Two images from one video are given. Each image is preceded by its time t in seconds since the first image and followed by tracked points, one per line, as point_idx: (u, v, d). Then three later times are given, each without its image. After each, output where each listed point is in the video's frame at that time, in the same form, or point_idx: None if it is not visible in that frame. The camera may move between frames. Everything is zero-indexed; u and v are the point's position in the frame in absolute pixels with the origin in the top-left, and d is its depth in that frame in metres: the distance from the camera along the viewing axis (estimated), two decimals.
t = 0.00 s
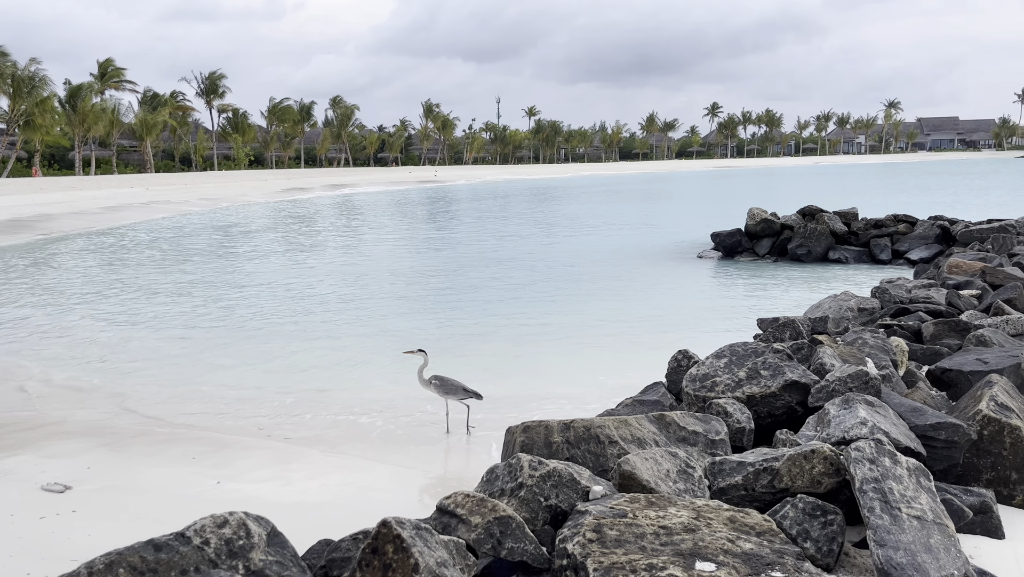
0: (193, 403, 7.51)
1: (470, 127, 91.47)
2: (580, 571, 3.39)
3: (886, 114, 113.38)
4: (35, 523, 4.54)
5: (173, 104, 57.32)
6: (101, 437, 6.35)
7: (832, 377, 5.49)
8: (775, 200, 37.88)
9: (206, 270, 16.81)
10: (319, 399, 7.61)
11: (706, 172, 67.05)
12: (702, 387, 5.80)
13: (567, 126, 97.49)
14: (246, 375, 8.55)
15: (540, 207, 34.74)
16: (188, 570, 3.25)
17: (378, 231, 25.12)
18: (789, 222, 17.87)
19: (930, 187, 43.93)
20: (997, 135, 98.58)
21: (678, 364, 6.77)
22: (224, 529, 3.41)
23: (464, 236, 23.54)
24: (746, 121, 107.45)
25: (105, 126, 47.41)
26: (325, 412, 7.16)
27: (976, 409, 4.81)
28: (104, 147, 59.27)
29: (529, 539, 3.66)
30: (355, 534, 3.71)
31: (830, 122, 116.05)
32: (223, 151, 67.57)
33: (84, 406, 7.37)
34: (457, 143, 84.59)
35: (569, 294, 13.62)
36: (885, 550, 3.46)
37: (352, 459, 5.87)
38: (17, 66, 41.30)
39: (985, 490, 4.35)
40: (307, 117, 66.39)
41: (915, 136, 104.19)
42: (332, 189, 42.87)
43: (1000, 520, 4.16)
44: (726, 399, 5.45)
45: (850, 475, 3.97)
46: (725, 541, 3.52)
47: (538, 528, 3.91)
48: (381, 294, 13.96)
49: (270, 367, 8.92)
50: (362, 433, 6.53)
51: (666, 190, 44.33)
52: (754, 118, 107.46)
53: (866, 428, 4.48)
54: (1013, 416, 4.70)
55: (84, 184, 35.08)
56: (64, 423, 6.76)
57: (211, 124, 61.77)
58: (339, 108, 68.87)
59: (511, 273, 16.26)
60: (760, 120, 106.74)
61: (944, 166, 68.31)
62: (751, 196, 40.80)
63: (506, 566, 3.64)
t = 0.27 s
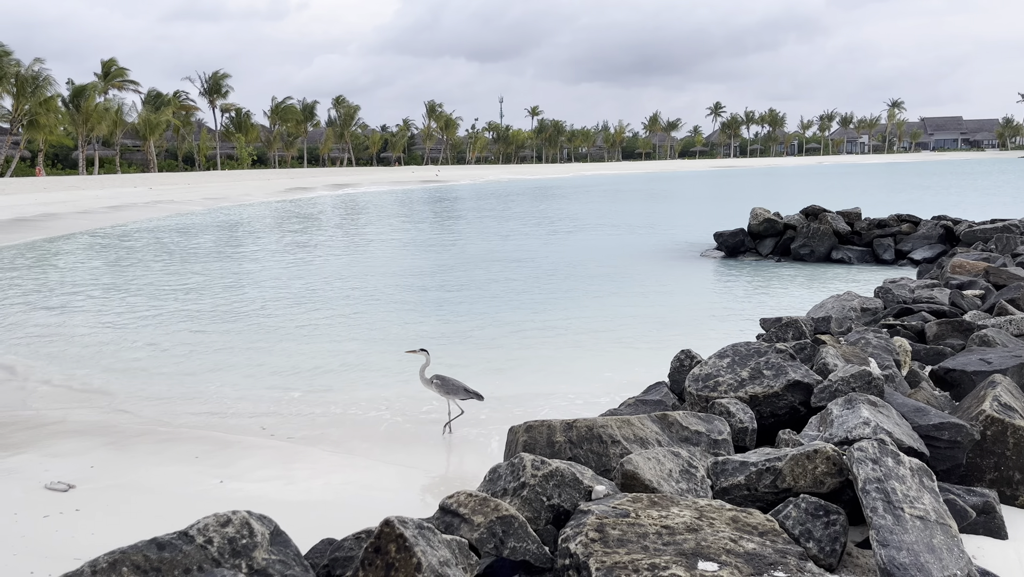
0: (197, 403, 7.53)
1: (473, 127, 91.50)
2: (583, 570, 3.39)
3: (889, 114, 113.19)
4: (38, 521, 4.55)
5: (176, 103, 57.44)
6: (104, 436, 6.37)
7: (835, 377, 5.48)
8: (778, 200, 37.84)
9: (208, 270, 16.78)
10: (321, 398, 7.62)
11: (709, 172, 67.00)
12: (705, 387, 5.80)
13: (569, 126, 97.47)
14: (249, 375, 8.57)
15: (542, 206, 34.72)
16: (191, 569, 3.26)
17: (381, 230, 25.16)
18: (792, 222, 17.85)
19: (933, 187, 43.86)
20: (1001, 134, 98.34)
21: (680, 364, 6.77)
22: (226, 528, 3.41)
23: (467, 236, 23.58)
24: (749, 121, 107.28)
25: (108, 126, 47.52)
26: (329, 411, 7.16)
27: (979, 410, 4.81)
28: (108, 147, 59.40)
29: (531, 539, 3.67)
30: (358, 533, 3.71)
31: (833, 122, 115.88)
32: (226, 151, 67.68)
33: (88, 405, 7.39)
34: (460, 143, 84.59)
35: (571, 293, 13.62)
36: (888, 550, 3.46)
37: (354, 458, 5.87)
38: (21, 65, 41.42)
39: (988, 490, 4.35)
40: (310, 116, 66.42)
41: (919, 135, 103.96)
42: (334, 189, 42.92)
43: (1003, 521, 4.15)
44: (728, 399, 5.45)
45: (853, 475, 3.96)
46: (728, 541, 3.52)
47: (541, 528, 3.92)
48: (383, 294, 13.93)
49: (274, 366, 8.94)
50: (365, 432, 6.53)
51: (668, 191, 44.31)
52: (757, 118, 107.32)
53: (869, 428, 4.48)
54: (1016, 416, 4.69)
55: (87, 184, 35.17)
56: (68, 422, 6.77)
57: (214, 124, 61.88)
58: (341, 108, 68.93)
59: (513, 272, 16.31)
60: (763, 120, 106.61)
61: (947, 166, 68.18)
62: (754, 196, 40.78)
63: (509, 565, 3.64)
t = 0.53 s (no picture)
0: (200, 401, 7.54)
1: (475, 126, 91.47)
2: (586, 569, 3.39)
3: (893, 114, 113.03)
4: (42, 520, 4.56)
5: (179, 103, 57.50)
6: (108, 435, 6.38)
7: (837, 377, 5.48)
8: (781, 200, 37.81)
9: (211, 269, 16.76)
10: (324, 397, 7.63)
11: (712, 171, 66.96)
12: (708, 386, 5.80)
13: (572, 126, 97.42)
14: (253, 374, 8.59)
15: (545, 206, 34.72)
16: (194, 567, 3.26)
17: (383, 230, 25.19)
18: (795, 222, 17.82)
19: (936, 188, 43.78)
20: (1004, 134, 98.14)
21: (683, 364, 6.78)
22: (230, 527, 3.42)
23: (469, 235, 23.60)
24: (752, 121, 107.17)
25: (111, 126, 47.58)
26: (330, 410, 7.18)
27: (982, 409, 4.80)
28: (111, 147, 59.48)
29: (534, 538, 3.66)
30: (361, 533, 3.72)
31: (837, 122, 115.68)
32: (228, 151, 67.74)
33: (91, 404, 7.41)
34: (462, 143, 84.62)
35: (574, 293, 13.63)
36: (891, 550, 3.46)
37: (357, 457, 5.88)
38: (24, 65, 41.48)
39: (991, 491, 4.34)
40: (313, 116, 66.47)
41: (922, 135, 103.79)
42: (337, 189, 42.94)
43: (1006, 521, 4.14)
44: (730, 399, 5.45)
45: (856, 476, 3.96)
46: (730, 541, 3.52)
47: (544, 527, 3.92)
48: (386, 294, 13.88)
49: (277, 365, 8.95)
50: (367, 432, 6.54)
51: (671, 191, 44.29)
52: (760, 118, 107.21)
53: (872, 428, 4.48)
54: (1019, 416, 4.69)
55: (90, 183, 35.24)
56: (71, 421, 6.79)
57: (216, 124, 61.93)
58: (344, 108, 68.95)
59: (515, 272, 16.34)
60: (766, 120, 106.49)
61: (950, 166, 68.10)
62: (757, 196, 40.76)
63: (511, 564, 3.65)
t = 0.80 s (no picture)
0: (202, 401, 7.55)
1: (477, 126, 91.46)
2: (587, 569, 3.39)
3: (895, 114, 112.86)
4: (44, 519, 4.57)
5: (181, 103, 57.55)
6: (110, 434, 6.39)
7: (839, 377, 5.48)
8: (783, 200, 37.78)
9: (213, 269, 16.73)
10: (325, 396, 7.64)
11: (714, 171, 66.89)
12: (710, 386, 5.79)
13: (574, 126, 97.40)
14: (255, 373, 8.60)
15: (546, 206, 34.73)
16: (197, 567, 3.27)
17: (385, 229, 25.20)
18: (797, 222, 17.81)
19: (939, 188, 43.71)
20: (1007, 135, 98.00)
21: (685, 364, 6.78)
22: (232, 526, 3.43)
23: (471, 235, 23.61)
24: (755, 121, 107.10)
25: (113, 126, 47.63)
26: (332, 410, 7.18)
27: (984, 410, 4.80)
28: (113, 146, 59.54)
29: (536, 538, 3.66)
30: (363, 532, 3.72)
31: (839, 122, 115.52)
32: (230, 150, 67.77)
33: (93, 403, 7.42)
34: (464, 143, 84.63)
35: (576, 293, 13.62)
36: (893, 550, 3.46)
37: (358, 457, 5.89)
38: (26, 65, 41.52)
39: (993, 491, 4.33)
40: (315, 116, 66.49)
41: (924, 135, 103.66)
42: (339, 189, 42.96)
43: (1008, 522, 4.14)
44: (732, 399, 5.44)
45: (858, 476, 3.96)
46: (732, 540, 3.52)
47: (545, 527, 3.92)
48: (388, 295, 13.84)
49: (279, 364, 8.96)
50: (369, 432, 6.55)
51: (673, 191, 44.30)
52: (762, 118, 107.11)
53: (875, 429, 4.47)
54: (1021, 417, 4.68)
55: (93, 183, 35.29)
56: (73, 420, 6.80)
57: (218, 123, 61.96)
58: (346, 108, 68.96)
59: (517, 272, 16.35)
60: (768, 120, 106.40)
61: (952, 166, 68.06)
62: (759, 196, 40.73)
63: (513, 564, 3.65)
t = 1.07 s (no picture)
0: (202, 400, 7.55)
1: (478, 126, 91.47)
2: (588, 569, 3.39)
3: (896, 114, 112.83)
4: (45, 519, 4.57)
5: (182, 103, 57.57)
6: (111, 434, 6.39)
7: (840, 378, 5.48)
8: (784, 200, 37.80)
9: (214, 269, 16.68)
10: (325, 396, 7.64)
11: (715, 172, 66.90)
12: (710, 386, 5.79)
13: (575, 126, 97.40)
14: (256, 373, 8.60)
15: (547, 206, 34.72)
16: (197, 566, 3.27)
17: (386, 229, 25.18)
18: (797, 222, 17.81)
19: (940, 188, 43.71)
20: (1008, 135, 98.02)
21: (685, 364, 6.78)
22: (233, 526, 3.43)
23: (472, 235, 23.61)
24: (755, 121, 107.08)
25: (114, 125, 47.65)
26: (332, 410, 7.18)
27: (984, 411, 4.79)
28: (113, 145, 59.56)
29: (536, 538, 3.66)
30: (364, 532, 3.72)
31: (840, 122, 115.45)
32: (231, 150, 67.78)
33: (94, 403, 7.42)
34: (465, 143, 84.63)
35: (576, 293, 13.61)
36: (893, 551, 3.46)
37: (359, 457, 5.89)
38: (27, 64, 41.53)
39: (994, 492, 4.33)
40: (315, 116, 66.52)
41: (925, 135, 103.68)
42: (340, 189, 42.98)
43: (1009, 522, 4.13)
44: (733, 400, 5.44)
45: (858, 476, 3.95)
46: (732, 541, 3.52)
47: (546, 527, 3.92)
48: (389, 295, 13.80)
49: (279, 364, 8.97)
50: (370, 431, 6.56)
51: (674, 191, 44.33)
52: (763, 118, 107.11)
53: (875, 429, 4.47)
54: (1021, 417, 4.68)
55: (94, 182, 35.28)
56: (74, 420, 6.80)
57: (219, 123, 61.98)
58: (346, 107, 68.97)
59: (518, 272, 16.35)
60: (769, 120, 106.41)
61: (952, 167, 68.14)
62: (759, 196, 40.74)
63: (513, 564, 3.65)
